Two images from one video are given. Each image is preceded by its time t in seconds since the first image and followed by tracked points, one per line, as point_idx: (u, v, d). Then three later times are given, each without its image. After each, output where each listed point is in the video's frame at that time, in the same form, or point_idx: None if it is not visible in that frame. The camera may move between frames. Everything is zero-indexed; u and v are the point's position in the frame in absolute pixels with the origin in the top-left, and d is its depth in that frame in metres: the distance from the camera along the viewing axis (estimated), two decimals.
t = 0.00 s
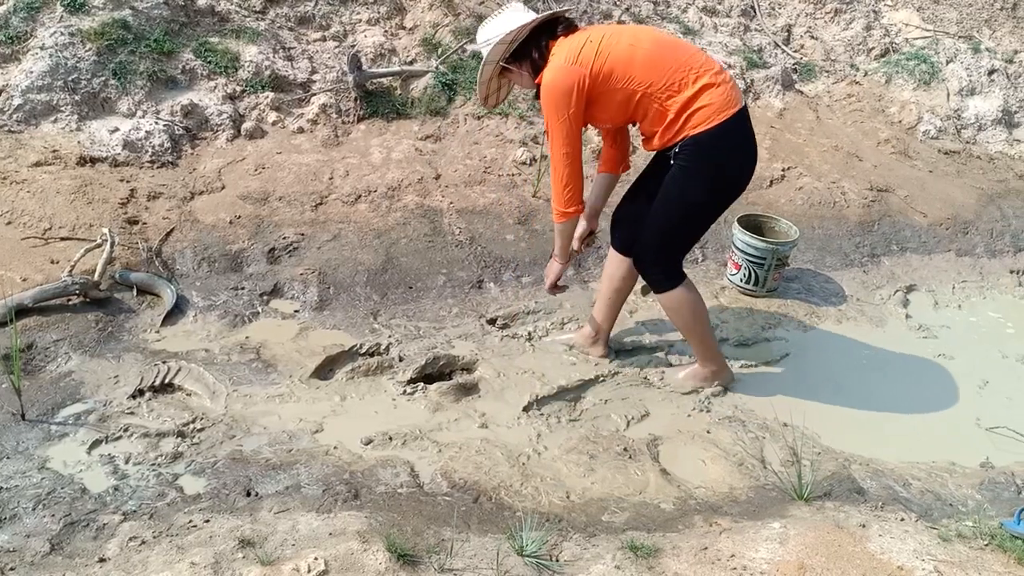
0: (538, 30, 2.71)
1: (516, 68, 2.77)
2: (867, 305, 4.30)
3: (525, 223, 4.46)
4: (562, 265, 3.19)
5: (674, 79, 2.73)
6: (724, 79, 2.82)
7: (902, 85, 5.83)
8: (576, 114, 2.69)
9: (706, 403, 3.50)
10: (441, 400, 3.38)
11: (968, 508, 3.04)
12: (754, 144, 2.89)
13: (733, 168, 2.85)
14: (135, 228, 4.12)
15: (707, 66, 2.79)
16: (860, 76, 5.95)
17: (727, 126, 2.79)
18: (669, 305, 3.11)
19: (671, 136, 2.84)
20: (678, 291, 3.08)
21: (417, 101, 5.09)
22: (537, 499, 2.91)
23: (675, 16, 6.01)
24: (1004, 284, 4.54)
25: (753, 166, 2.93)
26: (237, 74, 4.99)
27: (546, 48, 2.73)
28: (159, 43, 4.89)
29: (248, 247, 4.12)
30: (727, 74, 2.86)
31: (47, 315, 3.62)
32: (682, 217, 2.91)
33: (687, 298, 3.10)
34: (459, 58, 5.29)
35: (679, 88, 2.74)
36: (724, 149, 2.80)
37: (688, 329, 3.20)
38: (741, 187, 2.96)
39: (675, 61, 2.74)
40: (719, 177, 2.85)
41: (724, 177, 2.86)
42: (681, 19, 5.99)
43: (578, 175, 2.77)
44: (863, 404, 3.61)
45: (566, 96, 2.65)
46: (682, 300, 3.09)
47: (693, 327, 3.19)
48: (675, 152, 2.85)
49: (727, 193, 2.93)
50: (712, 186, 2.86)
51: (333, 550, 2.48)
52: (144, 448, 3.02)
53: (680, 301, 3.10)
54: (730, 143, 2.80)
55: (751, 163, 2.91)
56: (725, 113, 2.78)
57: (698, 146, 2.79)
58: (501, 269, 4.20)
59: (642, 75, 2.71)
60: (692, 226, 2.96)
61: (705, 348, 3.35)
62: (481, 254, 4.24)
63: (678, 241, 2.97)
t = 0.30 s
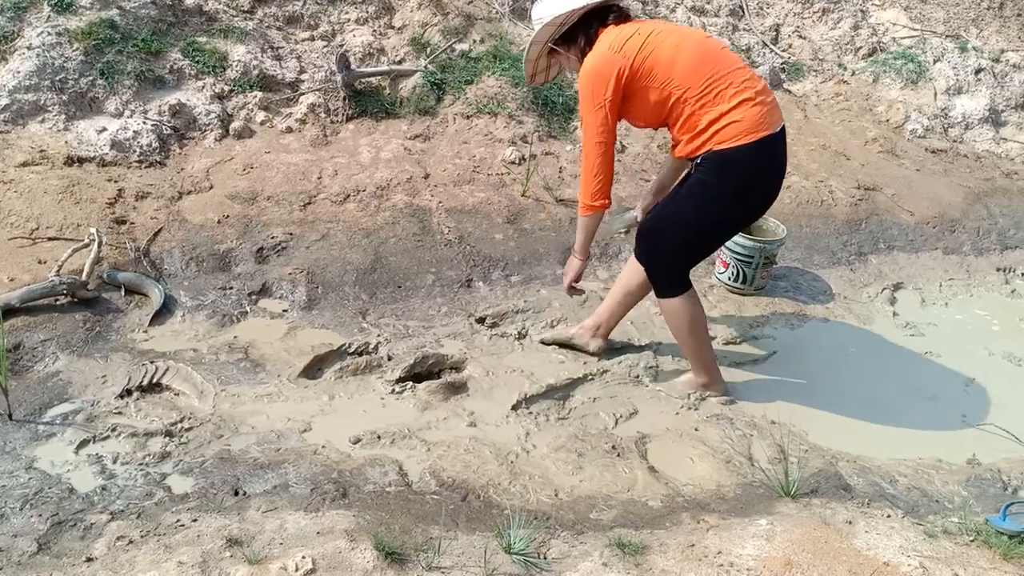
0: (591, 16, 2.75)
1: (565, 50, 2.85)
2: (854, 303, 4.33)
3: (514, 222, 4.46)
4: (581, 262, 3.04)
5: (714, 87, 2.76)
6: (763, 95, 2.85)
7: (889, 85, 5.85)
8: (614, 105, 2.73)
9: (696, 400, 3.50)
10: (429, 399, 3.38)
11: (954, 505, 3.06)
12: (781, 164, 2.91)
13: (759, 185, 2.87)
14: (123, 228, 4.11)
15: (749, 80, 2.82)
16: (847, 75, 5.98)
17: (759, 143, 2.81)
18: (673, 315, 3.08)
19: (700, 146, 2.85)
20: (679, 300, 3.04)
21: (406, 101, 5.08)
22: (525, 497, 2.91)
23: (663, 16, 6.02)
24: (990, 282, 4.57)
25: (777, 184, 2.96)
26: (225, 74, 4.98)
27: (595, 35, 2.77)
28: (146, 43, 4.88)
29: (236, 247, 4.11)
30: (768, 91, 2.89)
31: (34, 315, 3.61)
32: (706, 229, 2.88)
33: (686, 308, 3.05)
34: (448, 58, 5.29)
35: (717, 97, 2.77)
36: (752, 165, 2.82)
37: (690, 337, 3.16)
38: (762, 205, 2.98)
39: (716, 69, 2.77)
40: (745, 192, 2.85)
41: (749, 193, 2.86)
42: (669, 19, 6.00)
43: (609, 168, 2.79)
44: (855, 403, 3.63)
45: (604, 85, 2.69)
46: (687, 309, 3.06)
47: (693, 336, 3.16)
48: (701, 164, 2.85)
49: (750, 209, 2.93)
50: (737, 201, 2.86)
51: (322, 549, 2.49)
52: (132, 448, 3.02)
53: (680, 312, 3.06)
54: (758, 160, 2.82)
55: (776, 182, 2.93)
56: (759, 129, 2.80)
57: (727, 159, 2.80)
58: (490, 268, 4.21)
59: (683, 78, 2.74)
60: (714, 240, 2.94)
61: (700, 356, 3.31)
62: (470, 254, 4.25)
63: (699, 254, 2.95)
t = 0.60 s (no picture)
0: (613, 11, 2.81)
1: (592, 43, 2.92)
2: (837, 300, 4.36)
3: (500, 219, 4.47)
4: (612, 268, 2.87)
5: (721, 81, 2.73)
6: (779, 89, 2.78)
7: (873, 82, 5.89)
8: (631, 98, 2.74)
9: (679, 395, 3.53)
10: (414, 396, 3.39)
11: (935, 499, 3.09)
12: (799, 160, 2.83)
13: (772, 182, 2.80)
14: (107, 226, 4.10)
15: (762, 74, 2.77)
16: (832, 72, 6.01)
17: (769, 138, 2.75)
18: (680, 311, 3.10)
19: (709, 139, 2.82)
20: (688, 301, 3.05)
21: (392, 98, 5.08)
22: (509, 492, 2.93)
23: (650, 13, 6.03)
24: (972, 277, 4.61)
25: (795, 182, 2.88)
26: (209, 71, 4.96)
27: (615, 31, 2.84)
28: (130, 40, 4.86)
29: (220, 244, 4.11)
30: (786, 85, 2.82)
31: (16, 314, 3.60)
32: (714, 226, 2.85)
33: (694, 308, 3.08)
34: (433, 55, 5.29)
35: (725, 90, 2.74)
36: (762, 161, 2.76)
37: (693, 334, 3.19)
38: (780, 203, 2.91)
39: (726, 62, 2.74)
40: (756, 188, 2.80)
41: (759, 189, 2.81)
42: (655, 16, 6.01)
43: (630, 159, 2.76)
44: (841, 398, 3.66)
45: (618, 77, 2.71)
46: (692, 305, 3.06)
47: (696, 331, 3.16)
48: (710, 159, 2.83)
49: (764, 207, 2.87)
50: (746, 198, 2.81)
51: (305, 546, 2.50)
52: (115, 446, 3.02)
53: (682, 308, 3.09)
54: (769, 156, 2.76)
55: (794, 179, 2.86)
56: (770, 123, 2.74)
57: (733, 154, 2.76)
58: (475, 265, 4.21)
59: (691, 72, 2.73)
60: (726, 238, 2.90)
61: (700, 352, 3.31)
62: (455, 251, 4.25)
63: (710, 253, 2.92)
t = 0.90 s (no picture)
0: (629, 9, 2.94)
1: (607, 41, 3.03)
2: (814, 292, 4.39)
3: (480, 212, 4.47)
4: (627, 259, 2.93)
5: (726, 73, 2.83)
6: (784, 86, 2.88)
7: (850, 75, 5.94)
8: (643, 87, 2.84)
9: (658, 387, 3.55)
10: (393, 388, 3.39)
11: (909, 488, 3.14)
12: (800, 158, 2.92)
13: (773, 177, 2.88)
14: (82, 219, 4.07)
15: (767, 70, 2.87)
16: (810, 66, 6.04)
17: (771, 132, 2.84)
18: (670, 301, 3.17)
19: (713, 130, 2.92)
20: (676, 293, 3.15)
21: (370, 90, 5.06)
22: (488, 484, 2.94)
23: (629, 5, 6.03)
24: (947, 269, 4.66)
25: (798, 181, 2.96)
26: (186, 63, 4.92)
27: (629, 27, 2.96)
28: (105, 32, 4.81)
29: (197, 238, 4.08)
30: (790, 82, 2.92)
31: None
32: (714, 217, 2.93)
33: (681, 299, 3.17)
34: (412, 47, 5.27)
35: (729, 82, 2.84)
36: (763, 155, 2.84)
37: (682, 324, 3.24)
38: (781, 202, 2.99)
39: (732, 55, 2.85)
40: (757, 183, 2.87)
41: (761, 184, 2.88)
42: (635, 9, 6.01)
43: (644, 145, 2.81)
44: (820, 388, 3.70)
45: (629, 68, 2.81)
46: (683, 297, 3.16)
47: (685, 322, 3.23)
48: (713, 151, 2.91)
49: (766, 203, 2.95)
50: (746, 191, 2.89)
51: (284, 539, 2.51)
52: (92, 440, 3.00)
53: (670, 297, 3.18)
54: (770, 151, 2.84)
55: (794, 178, 2.94)
56: (772, 117, 2.84)
57: (736, 146, 2.85)
58: (454, 258, 4.21)
59: (698, 65, 2.84)
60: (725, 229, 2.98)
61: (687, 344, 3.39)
62: (435, 244, 4.25)
63: (708, 243, 3.00)
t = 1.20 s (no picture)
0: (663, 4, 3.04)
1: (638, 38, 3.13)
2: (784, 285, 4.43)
3: (452, 206, 4.45)
4: (641, 232, 2.92)
5: (745, 64, 2.89)
6: (800, 83, 2.94)
7: (820, 70, 6.00)
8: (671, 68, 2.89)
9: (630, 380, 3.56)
10: (365, 383, 3.37)
11: (878, 478, 3.18)
12: (811, 155, 2.96)
13: (781, 171, 2.92)
14: (48, 214, 4.01)
15: (784, 66, 2.93)
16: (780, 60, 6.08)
17: (783, 124, 2.88)
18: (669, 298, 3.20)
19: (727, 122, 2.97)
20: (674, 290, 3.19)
21: (341, 84, 5.02)
22: (461, 478, 2.93)
23: None
24: (915, 262, 4.72)
25: (807, 178, 2.99)
26: (153, 56, 4.86)
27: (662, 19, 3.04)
28: (71, 24, 4.74)
29: (165, 232, 4.04)
30: (807, 81, 2.98)
31: None
32: (720, 209, 2.97)
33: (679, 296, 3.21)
34: (383, 40, 5.23)
35: (747, 73, 2.90)
36: (773, 147, 2.89)
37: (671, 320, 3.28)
38: (790, 199, 3.02)
39: (752, 49, 2.92)
40: (764, 175, 2.92)
41: (768, 178, 2.93)
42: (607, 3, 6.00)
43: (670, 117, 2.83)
44: (792, 379, 3.73)
45: (658, 47, 2.88)
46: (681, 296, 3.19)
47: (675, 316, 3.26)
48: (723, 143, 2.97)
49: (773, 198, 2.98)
50: (753, 183, 2.93)
51: (254, 535, 2.50)
52: (59, 437, 2.96)
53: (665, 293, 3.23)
54: (780, 143, 2.89)
55: (803, 175, 2.97)
56: (785, 110, 2.89)
57: (747, 136, 2.90)
58: (427, 252, 4.20)
59: (720, 54, 2.90)
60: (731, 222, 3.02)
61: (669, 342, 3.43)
62: (407, 238, 4.23)
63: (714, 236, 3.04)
